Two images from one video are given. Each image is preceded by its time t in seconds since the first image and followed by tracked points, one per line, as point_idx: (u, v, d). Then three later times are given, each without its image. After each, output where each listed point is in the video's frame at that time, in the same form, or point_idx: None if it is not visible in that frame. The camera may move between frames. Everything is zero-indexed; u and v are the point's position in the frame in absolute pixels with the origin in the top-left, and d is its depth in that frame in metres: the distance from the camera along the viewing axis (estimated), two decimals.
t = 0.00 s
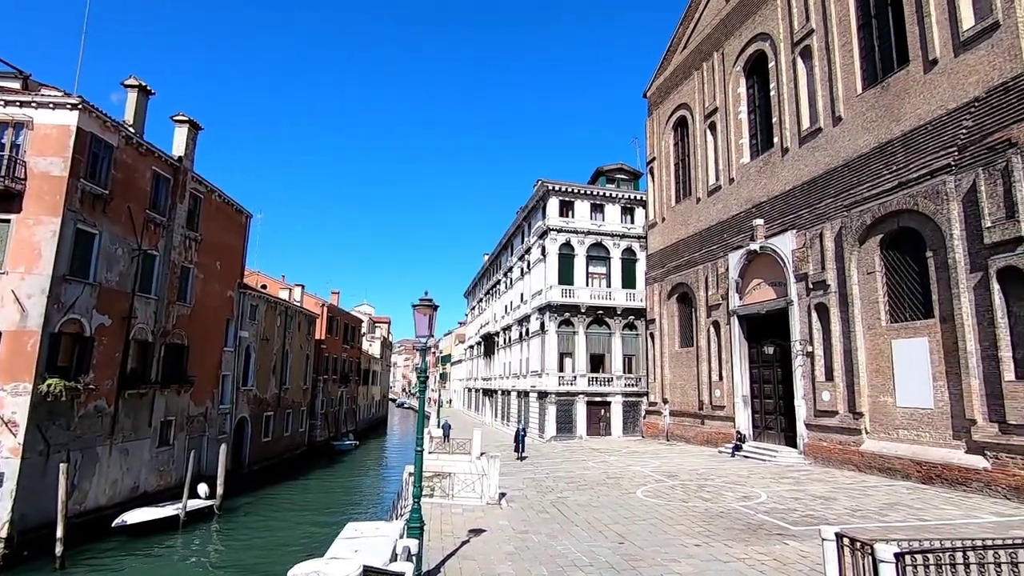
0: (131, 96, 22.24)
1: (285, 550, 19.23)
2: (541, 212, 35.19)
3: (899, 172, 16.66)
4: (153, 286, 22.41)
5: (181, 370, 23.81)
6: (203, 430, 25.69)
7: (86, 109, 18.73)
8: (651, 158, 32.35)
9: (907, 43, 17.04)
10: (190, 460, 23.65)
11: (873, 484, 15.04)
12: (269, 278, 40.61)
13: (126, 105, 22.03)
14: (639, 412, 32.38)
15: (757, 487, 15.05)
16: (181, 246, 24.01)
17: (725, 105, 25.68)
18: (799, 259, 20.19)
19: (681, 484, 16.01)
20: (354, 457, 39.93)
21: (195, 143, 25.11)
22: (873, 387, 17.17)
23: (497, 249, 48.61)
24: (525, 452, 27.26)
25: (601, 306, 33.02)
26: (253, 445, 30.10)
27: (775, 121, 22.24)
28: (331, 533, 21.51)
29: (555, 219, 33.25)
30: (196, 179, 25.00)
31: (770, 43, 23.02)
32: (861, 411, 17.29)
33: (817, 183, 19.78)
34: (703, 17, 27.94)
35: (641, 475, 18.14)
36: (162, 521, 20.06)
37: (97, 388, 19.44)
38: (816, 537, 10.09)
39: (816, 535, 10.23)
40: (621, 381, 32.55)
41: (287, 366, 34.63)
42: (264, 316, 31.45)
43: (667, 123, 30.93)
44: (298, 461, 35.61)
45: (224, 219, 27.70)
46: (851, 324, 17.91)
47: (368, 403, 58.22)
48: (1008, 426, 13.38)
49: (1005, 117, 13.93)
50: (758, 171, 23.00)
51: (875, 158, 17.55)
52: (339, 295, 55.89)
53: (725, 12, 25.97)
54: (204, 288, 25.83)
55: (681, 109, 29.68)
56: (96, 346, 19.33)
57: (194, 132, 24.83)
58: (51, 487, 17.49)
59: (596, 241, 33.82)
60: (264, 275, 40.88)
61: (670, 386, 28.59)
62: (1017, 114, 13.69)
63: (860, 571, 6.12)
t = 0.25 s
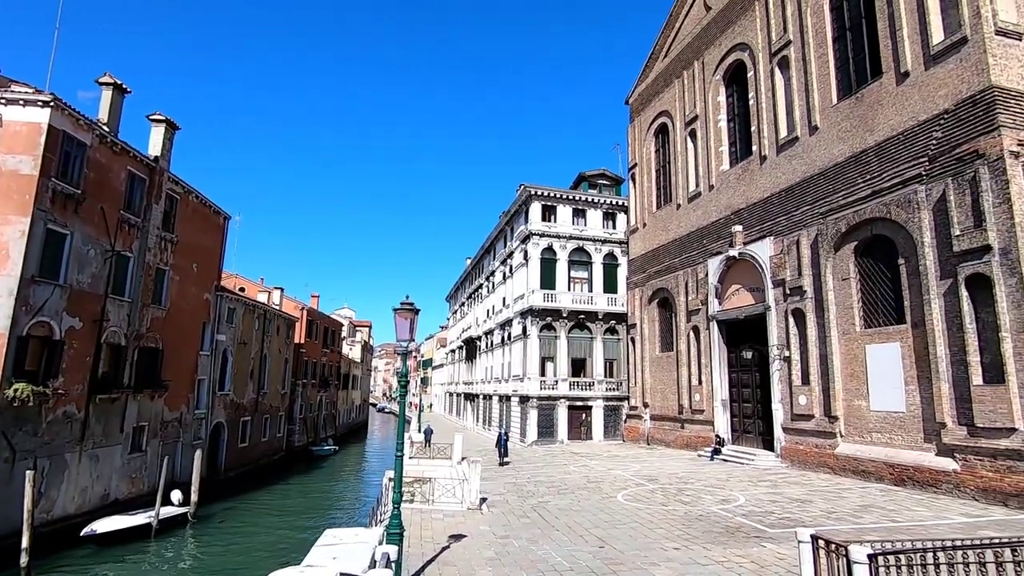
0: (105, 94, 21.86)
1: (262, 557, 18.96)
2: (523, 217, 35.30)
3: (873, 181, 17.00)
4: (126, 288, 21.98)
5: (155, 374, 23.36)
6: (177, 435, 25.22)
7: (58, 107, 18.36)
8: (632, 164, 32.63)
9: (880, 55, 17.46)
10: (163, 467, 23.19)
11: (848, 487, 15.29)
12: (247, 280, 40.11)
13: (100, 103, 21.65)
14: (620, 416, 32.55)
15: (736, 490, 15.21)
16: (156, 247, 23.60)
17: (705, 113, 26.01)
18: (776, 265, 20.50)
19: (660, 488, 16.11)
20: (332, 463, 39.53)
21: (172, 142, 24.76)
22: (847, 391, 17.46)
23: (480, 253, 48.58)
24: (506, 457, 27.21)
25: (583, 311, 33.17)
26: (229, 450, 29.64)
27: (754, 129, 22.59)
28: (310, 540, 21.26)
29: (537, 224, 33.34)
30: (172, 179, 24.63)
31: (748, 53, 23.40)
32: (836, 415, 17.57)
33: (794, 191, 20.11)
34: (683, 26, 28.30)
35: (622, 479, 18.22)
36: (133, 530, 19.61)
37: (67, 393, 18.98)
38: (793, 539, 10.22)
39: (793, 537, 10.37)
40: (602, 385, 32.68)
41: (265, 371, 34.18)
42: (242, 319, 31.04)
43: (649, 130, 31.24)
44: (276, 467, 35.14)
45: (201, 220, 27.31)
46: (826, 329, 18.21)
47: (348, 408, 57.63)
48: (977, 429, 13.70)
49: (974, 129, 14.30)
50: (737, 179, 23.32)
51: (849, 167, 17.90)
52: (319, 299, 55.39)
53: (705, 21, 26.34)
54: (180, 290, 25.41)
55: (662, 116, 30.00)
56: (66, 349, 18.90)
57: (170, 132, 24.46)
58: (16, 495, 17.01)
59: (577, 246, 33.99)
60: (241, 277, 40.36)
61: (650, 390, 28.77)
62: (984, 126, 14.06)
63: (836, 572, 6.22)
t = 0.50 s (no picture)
0: (82, 92, 21.50)
1: (241, 563, 18.71)
2: (508, 221, 35.35)
3: (850, 188, 17.31)
4: (101, 290, 21.60)
5: (130, 378, 22.95)
6: (153, 440, 24.78)
7: (32, 104, 18.02)
8: (616, 169, 32.84)
9: (857, 65, 17.81)
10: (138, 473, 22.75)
11: (826, 489, 15.50)
12: (227, 282, 39.63)
13: (76, 101, 21.29)
14: (603, 420, 32.68)
15: (717, 493, 15.33)
16: (133, 248, 23.22)
17: (687, 119, 26.29)
18: (756, 270, 20.75)
19: (643, 491, 16.19)
20: (313, 468, 39.12)
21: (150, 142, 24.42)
22: (826, 394, 17.71)
23: (464, 256, 48.50)
24: (489, 461, 27.15)
25: (566, 315, 33.27)
26: (207, 455, 29.21)
27: (735, 136, 22.87)
28: (290, 546, 21.03)
29: (521, 227, 33.40)
30: (150, 179, 24.28)
31: (730, 61, 23.72)
32: (814, 418, 17.82)
33: (774, 197, 20.39)
34: (667, 33, 28.60)
35: (604, 482, 18.28)
36: (106, 538, 19.21)
37: (38, 397, 18.56)
38: (773, 540, 10.35)
39: (773, 538, 10.49)
40: (585, 389, 32.78)
41: (245, 374, 33.76)
42: (221, 321, 30.64)
43: (632, 135, 31.48)
44: (255, 472, 34.68)
45: (180, 221, 26.94)
46: (805, 334, 18.47)
47: (329, 412, 57.03)
48: (950, 431, 13.99)
49: (947, 138, 14.62)
50: (718, 185, 23.58)
51: (827, 174, 18.20)
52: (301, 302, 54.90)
53: (688, 29, 26.64)
54: (157, 292, 25.03)
55: (645, 122, 30.26)
56: (37, 352, 18.50)
57: (149, 131, 24.13)
58: None
59: (561, 250, 34.10)
60: (221, 280, 39.87)
61: (633, 394, 28.92)
62: (956, 136, 14.38)
63: (814, 573, 6.31)
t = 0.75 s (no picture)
0: (58, 88, 21.15)
1: (222, 569, 18.50)
2: (493, 223, 35.37)
3: (830, 194, 17.58)
4: (77, 290, 21.23)
5: (106, 381, 22.54)
6: (130, 444, 24.35)
7: (7, 101, 17.69)
8: (601, 173, 33.01)
9: (837, 73, 18.11)
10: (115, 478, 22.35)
11: (805, 490, 15.69)
12: (208, 284, 39.16)
13: (53, 97, 20.95)
14: (587, 422, 32.79)
15: (699, 495, 15.43)
16: (110, 248, 22.86)
17: (672, 124, 26.51)
18: (738, 274, 20.98)
19: (626, 493, 16.26)
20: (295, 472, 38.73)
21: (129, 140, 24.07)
22: (806, 397, 17.93)
23: (449, 258, 48.41)
24: (474, 464, 27.10)
25: (551, 317, 33.34)
26: (186, 459, 28.78)
27: (718, 142, 23.12)
28: (271, 550, 20.84)
29: (507, 230, 33.44)
30: (129, 178, 23.93)
31: (713, 67, 23.98)
32: (795, 420, 18.04)
33: (756, 202, 20.63)
34: (652, 38, 28.83)
35: (588, 484, 18.33)
36: (80, 545, 18.81)
37: (11, 401, 18.16)
38: (754, 542, 10.44)
39: (754, 540, 10.59)
40: (570, 392, 32.87)
41: (226, 377, 33.36)
42: (202, 323, 30.27)
43: (617, 139, 31.67)
44: (235, 477, 34.25)
45: (160, 221, 26.58)
46: (786, 337, 18.69)
47: (312, 415, 56.53)
48: (925, 433, 14.23)
49: (922, 146, 14.91)
50: (702, 189, 23.81)
51: (808, 180, 18.46)
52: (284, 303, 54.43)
53: (673, 35, 26.88)
54: (136, 293, 24.66)
55: (630, 126, 30.46)
56: (10, 354, 18.12)
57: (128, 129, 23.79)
58: None
59: (546, 253, 34.19)
60: (202, 281, 39.39)
61: (617, 397, 29.05)
62: (932, 144, 14.67)
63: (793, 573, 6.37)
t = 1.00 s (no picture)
0: (36, 84, 20.79)
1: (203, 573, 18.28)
2: (479, 225, 35.36)
3: (811, 199, 17.81)
4: (53, 290, 20.86)
5: (83, 383, 22.12)
6: (107, 448, 23.93)
7: None
8: (587, 176, 33.14)
9: (819, 80, 18.37)
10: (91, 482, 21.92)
11: (787, 491, 15.85)
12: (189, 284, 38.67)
13: (30, 93, 20.60)
14: (572, 424, 32.88)
15: (683, 497, 15.52)
16: (88, 247, 22.49)
17: (657, 128, 26.70)
18: (722, 277, 21.17)
19: (611, 495, 16.31)
20: (277, 475, 38.33)
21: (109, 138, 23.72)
22: (788, 399, 18.12)
23: (435, 260, 48.28)
24: (458, 467, 27.04)
25: (537, 320, 33.39)
26: (165, 463, 28.35)
27: (703, 146, 23.32)
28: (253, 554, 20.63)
29: (493, 232, 33.44)
30: (108, 177, 23.58)
31: (698, 72, 24.21)
32: (777, 421, 18.22)
33: (739, 207, 20.82)
34: (638, 43, 29.04)
35: (573, 486, 18.35)
36: (54, 552, 18.40)
37: None
38: (737, 542, 10.52)
39: (737, 540, 10.67)
40: (555, 394, 32.92)
41: (207, 379, 32.94)
42: (182, 324, 29.88)
43: (603, 143, 31.82)
44: (216, 480, 33.81)
45: (140, 220, 26.21)
46: (768, 340, 18.89)
47: (295, 418, 55.98)
48: (903, 434, 14.45)
49: (901, 153, 15.17)
50: (687, 193, 23.99)
51: (790, 185, 18.69)
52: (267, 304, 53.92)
53: (658, 40, 27.10)
54: (114, 294, 24.28)
55: (616, 130, 30.64)
56: None
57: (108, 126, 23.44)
58: None
59: (532, 255, 34.24)
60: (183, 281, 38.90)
61: (602, 399, 29.14)
62: (910, 150, 14.93)
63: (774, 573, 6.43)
